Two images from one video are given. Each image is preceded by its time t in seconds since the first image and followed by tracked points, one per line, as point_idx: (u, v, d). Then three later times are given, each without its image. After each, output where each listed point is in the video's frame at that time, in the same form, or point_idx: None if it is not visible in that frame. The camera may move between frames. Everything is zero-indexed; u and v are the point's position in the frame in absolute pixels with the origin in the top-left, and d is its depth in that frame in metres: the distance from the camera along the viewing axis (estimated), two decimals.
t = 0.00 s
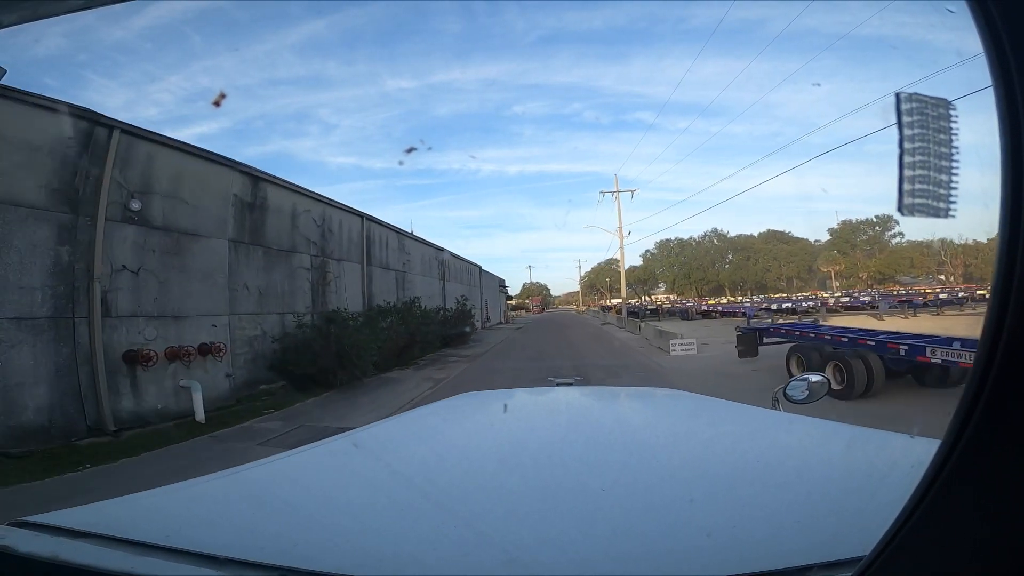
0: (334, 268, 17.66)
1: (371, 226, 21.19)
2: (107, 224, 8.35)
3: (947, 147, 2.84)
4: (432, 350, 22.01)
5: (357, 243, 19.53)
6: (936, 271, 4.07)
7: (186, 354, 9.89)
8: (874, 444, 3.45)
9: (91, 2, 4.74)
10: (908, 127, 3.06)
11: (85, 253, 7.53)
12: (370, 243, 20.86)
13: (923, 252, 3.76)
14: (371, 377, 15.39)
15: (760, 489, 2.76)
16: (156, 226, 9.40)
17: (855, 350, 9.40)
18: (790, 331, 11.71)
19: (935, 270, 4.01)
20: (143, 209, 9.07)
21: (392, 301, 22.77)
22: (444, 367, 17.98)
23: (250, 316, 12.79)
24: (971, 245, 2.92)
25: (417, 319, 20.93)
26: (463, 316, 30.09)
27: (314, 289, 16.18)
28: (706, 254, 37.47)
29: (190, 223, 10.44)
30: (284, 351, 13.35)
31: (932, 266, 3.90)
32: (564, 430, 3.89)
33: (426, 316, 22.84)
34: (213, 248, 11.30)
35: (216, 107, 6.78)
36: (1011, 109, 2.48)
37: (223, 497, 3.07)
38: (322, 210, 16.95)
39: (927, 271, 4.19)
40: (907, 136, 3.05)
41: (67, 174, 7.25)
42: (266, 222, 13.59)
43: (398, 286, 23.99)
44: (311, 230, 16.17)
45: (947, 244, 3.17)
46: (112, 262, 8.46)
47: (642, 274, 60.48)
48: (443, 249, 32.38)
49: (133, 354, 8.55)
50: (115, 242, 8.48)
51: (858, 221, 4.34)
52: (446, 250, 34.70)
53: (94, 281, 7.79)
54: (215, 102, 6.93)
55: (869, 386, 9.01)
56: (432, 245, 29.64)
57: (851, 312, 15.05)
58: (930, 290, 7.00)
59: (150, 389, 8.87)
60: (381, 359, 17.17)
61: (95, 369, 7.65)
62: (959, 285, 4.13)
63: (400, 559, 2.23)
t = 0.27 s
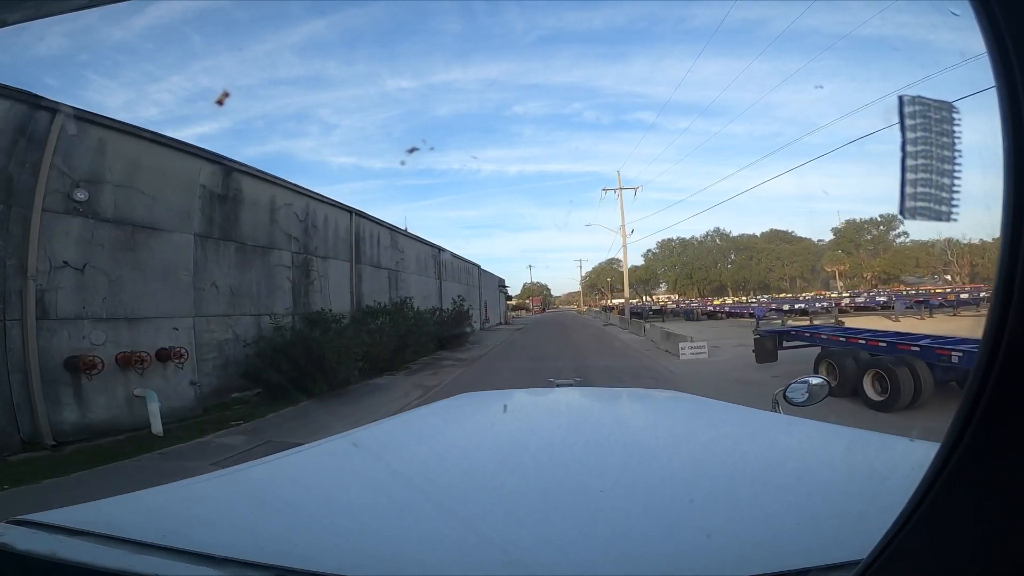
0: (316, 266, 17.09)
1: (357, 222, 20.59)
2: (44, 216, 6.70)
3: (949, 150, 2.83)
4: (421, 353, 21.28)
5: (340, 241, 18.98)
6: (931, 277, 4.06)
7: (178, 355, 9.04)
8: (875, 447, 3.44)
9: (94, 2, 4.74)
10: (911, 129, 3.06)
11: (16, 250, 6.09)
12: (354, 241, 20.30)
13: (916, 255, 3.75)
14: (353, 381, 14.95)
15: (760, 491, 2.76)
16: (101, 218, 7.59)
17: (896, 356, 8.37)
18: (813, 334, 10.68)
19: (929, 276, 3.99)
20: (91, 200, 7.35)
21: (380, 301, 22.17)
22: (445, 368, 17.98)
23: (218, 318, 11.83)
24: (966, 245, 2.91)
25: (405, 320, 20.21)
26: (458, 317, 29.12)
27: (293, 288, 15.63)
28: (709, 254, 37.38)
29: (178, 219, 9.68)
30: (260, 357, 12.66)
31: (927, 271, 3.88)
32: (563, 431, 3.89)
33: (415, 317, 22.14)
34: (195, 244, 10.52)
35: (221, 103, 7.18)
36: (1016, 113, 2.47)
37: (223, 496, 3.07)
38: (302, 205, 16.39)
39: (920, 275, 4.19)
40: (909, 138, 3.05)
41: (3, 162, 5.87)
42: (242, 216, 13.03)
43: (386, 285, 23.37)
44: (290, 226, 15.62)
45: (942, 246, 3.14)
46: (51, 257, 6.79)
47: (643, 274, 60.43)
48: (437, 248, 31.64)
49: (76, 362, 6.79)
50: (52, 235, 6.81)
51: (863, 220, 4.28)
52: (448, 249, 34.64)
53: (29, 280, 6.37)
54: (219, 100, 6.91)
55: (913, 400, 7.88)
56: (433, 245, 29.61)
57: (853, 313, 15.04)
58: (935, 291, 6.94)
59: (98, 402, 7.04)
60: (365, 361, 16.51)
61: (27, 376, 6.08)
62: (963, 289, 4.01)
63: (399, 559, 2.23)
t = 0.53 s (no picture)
0: (297, 262, 16.03)
1: (344, 216, 19.43)
2: None
3: (951, 148, 2.83)
4: (413, 355, 20.10)
5: (327, 237, 17.93)
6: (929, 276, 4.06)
7: (77, 365, 8.48)
8: (879, 445, 3.44)
9: (95, 2, 4.74)
10: (912, 127, 3.06)
11: None
12: (341, 237, 19.16)
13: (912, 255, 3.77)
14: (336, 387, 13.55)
15: (763, 489, 2.76)
16: (39, 205, 8.35)
17: (954, 363, 7.02)
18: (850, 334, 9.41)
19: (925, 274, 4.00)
20: (25, 185, 8.17)
21: (370, 300, 21.06)
22: (446, 368, 18.00)
23: (180, 319, 11.28)
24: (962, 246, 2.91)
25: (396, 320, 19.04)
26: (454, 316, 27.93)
27: (271, 285, 14.60)
28: (712, 253, 37.29)
29: (85, 208, 9.00)
30: (226, 360, 11.75)
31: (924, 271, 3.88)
32: (566, 431, 3.88)
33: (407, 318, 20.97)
34: (126, 236, 9.80)
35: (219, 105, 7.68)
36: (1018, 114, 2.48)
37: (226, 496, 3.07)
38: (283, 197, 15.32)
39: (918, 274, 4.18)
40: (910, 137, 3.05)
41: None
42: (207, 206, 12.09)
43: (377, 284, 22.24)
44: (267, 219, 14.59)
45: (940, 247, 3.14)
46: None
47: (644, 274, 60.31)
48: (433, 245, 30.58)
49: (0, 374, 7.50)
50: None
51: (867, 220, 4.24)
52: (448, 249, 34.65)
53: None
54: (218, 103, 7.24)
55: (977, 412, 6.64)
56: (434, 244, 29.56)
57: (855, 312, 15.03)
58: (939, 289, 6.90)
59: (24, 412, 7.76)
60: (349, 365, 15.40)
61: None
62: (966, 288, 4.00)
63: (402, 559, 2.23)
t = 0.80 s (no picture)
0: (274, 259, 14.24)
1: (331, 209, 17.57)
2: None
3: (952, 146, 2.83)
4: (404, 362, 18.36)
5: (312, 232, 16.18)
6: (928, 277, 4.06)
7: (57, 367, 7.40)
8: (879, 444, 3.44)
9: (94, 2, 4.73)
10: (913, 125, 3.05)
11: None
12: (330, 231, 17.41)
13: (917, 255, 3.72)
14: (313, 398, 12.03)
15: (763, 489, 2.75)
16: None
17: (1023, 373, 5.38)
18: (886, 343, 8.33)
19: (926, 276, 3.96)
20: None
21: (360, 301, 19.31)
22: (447, 367, 18.01)
23: (131, 323, 9.59)
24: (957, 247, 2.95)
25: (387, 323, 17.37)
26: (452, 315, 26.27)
27: (243, 285, 12.89)
28: (714, 253, 37.18)
29: (9, 194, 7.34)
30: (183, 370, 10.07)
31: (929, 274, 3.83)
32: (566, 430, 3.88)
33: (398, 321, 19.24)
34: (68, 229, 8.11)
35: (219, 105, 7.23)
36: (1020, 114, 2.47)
37: (227, 496, 3.07)
38: (258, 188, 13.57)
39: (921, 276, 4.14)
40: (911, 135, 3.05)
41: None
42: (167, 196, 10.43)
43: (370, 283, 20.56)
44: (242, 212, 12.89)
45: (938, 247, 3.16)
46: None
47: (646, 273, 60.20)
48: (430, 240, 28.91)
49: None
50: None
51: (873, 219, 4.18)
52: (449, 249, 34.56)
53: None
54: (218, 102, 7.16)
55: None
56: (436, 245, 29.44)
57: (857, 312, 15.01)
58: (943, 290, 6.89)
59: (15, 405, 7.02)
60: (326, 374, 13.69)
61: None
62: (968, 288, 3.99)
63: (402, 558, 2.23)
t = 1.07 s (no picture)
0: (244, 255, 12.91)
1: (311, 202, 16.21)
2: None
3: (954, 148, 2.83)
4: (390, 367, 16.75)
5: (288, 226, 14.83)
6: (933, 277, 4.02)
7: None
8: (879, 446, 3.44)
9: (95, 2, 4.73)
10: (915, 127, 3.05)
11: None
12: (309, 226, 16.01)
13: (921, 254, 3.65)
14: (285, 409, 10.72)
15: (762, 490, 2.74)
16: None
17: None
18: (926, 339, 7.15)
19: (932, 274, 3.90)
20: None
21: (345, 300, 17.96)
22: (448, 368, 17.99)
23: (65, 326, 8.58)
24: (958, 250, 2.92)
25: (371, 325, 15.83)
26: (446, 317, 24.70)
27: (206, 283, 11.59)
28: (716, 253, 37.05)
29: None
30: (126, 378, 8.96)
31: (934, 273, 3.77)
32: (566, 431, 3.88)
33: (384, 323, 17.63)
34: None
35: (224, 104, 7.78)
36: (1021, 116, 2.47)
37: (227, 495, 3.07)
38: (226, 176, 12.28)
39: (926, 275, 4.10)
40: (913, 137, 3.04)
41: None
42: (111, 183, 9.34)
43: (354, 282, 19.10)
44: (207, 202, 11.66)
45: (940, 248, 3.14)
46: None
47: (648, 273, 60.09)
48: (423, 239, 27.70)
49: None
50: None
51: (876, 217, 4.06)
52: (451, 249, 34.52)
53: None
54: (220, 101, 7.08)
55: None
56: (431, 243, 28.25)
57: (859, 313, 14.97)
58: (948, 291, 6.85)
59: None
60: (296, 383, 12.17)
61: None
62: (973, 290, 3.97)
63: (400, 558, 2.23)
